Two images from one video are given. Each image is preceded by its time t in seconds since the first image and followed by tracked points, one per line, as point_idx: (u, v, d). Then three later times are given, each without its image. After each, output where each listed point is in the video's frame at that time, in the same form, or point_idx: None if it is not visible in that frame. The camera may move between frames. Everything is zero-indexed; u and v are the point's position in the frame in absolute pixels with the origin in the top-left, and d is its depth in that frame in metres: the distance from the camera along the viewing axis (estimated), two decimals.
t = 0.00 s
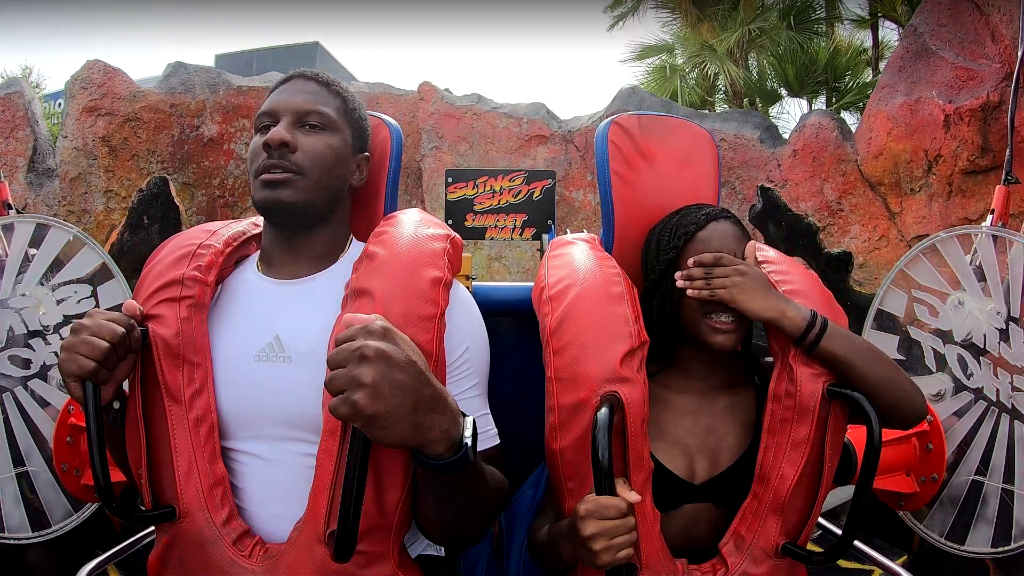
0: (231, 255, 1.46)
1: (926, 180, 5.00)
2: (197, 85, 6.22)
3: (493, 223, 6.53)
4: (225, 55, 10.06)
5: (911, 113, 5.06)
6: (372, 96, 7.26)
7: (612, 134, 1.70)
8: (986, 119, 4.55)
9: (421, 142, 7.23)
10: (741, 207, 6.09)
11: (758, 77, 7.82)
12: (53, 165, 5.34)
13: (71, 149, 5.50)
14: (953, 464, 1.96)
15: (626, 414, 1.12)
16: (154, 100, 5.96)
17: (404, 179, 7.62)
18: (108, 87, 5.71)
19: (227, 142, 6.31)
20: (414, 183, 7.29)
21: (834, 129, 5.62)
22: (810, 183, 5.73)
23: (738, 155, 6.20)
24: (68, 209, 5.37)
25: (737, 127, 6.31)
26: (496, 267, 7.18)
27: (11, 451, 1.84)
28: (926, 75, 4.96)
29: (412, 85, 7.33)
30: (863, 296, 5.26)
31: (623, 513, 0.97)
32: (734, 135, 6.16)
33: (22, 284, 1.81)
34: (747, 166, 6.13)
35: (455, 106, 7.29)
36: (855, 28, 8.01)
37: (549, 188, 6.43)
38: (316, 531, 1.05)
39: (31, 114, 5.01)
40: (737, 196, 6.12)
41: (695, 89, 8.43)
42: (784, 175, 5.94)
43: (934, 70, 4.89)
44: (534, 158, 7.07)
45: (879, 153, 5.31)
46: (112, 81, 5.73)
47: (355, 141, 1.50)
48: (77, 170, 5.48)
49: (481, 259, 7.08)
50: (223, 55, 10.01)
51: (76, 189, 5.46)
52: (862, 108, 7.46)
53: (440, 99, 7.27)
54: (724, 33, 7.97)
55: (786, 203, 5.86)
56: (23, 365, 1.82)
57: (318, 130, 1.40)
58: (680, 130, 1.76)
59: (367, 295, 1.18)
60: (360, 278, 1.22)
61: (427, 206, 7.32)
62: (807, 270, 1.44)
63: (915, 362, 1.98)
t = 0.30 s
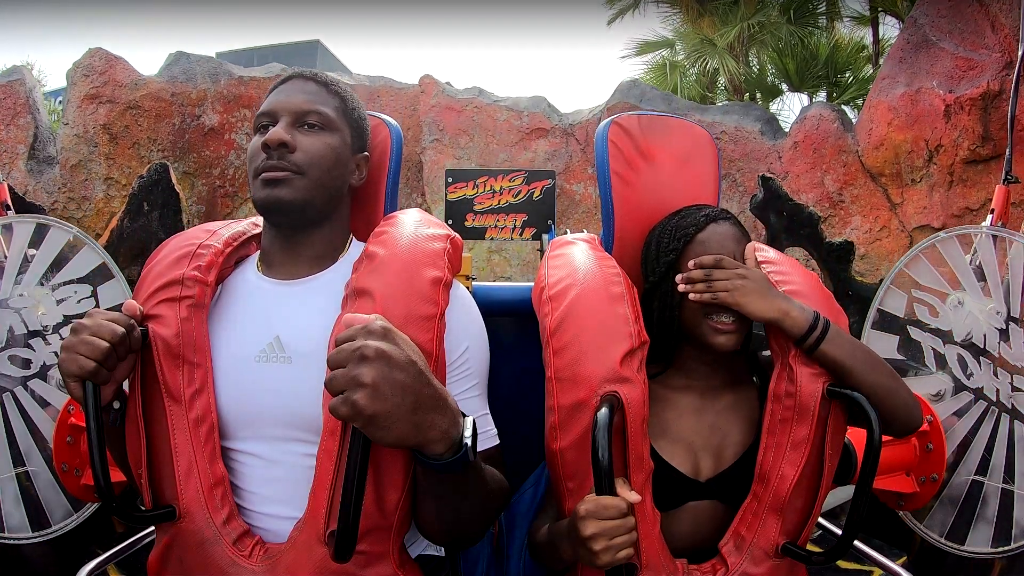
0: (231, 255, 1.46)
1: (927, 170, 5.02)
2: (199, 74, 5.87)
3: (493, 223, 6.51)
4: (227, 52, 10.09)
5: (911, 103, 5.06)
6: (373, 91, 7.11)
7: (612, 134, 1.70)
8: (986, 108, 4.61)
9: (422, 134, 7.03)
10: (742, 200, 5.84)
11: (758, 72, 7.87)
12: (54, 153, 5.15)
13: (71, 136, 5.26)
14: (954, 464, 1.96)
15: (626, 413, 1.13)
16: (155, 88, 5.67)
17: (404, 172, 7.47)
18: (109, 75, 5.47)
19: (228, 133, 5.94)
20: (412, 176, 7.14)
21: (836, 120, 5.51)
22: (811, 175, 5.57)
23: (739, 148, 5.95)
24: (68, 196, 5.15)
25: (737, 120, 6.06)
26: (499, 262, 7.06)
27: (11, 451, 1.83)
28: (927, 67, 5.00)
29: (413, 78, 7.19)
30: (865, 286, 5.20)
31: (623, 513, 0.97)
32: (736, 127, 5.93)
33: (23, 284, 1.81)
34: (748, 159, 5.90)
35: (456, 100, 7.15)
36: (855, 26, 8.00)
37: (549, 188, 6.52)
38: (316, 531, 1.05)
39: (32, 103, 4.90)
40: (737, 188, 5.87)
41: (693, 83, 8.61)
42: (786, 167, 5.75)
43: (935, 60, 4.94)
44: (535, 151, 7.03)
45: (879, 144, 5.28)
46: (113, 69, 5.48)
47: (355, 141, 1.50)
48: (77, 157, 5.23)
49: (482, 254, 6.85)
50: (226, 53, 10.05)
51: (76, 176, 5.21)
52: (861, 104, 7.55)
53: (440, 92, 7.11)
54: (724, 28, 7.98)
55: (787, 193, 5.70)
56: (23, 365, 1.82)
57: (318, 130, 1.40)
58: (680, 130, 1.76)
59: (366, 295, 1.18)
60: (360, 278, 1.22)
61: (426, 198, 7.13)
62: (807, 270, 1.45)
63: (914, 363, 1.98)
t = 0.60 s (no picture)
0: (231, 255, 1.46)
1: (928, 160, 5.16)
2: (201, 64, 6.23)
3: (493, 223, 6.53)
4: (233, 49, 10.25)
5: (912, 94, 5.23)
6: (373, 84, 7.17)
7: (612, 134, 1.70)
8: (986, 97, 4.74)
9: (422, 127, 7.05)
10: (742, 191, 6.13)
11: (758, 67, 8.02)
12: (54, 141, 5.37)
13: (71, 123, 5.54)
14: (953, 464, 1.95)
15: (626, 414, 1.13)
16: (156, 76, 5.96)
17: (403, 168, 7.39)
18: (111, 63, 5.76)
19: (229, 123, 6.32)
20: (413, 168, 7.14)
21: (837, 111, 5.81)
22: (813, 165, 5.89)
23: (740, 139, 6.33)
24: (68, 182, 5.36)
25: (739, 111, 6.46)
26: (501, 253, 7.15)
27: (11, 451, 1.83)
28: (928, 57, 5.19)
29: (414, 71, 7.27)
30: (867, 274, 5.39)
31: (623, 513, 0.97)
32: (737, 119, 6.32)
33: (23, 284, 1.81)
34: (749, 150, 6.26)
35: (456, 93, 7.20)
36: (855, 23, 8.00)
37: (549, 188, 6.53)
38: (316, 531, 1.05)
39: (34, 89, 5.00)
40: (739, 179, 6.20)
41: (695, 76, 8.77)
42: (787, 158, 6.08)
43: (936, 50, 5.13)
44: (536, 142, 7.00)
45: (880, 135, 5.51)
46: (115, 57, 5.77)
47: (354, 141, 1.50)
48: (78, 144, 5.49)
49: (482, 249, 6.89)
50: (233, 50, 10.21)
51: (76, 162, 5.45)
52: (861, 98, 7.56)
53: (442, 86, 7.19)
54: (726, 22, 8.10)
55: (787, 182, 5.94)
56: (23, 365, 1.82)
57: (318, 130, 1.40)
58: (679, 130, 1.76)
59: (366, 295, 1.18)
60: (360, 278, 1.22)
61: (426, 190, 7.18)
62: (807, 271, 1.45)
63: (913, 364, 1.96)
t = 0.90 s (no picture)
0: (231, 255, 1.46)
1: (928, 150, 5.84)
2: (202, 54, 7.11)
3: (493, 223, 6.51)
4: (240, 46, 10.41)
5: (912, 83, 5.89)
6: (375, 77, 8.45)
7: (612, 134, 1.70)
8: (987, 85, 5.35)
9: (424, 120, 8.48)
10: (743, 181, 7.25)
11: (759, 62, 8.12)
12: (55, 129, 6.00)
13: (72, 111, 6.22)
14: (953, 464, 1.95)
15: (626, 414, 1.13)
16: (157, 66, 6.75)
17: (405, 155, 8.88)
18: (112, 51, 6.47)
19: (230, 113, 7.27)
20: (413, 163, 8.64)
21: (837, 102, 6.51)
22: (814, 155, 6.67)
23: (741, 132, 7.40)
24: (68, 169, 6.02)
25: (740, 105, 7.54)
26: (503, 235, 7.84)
27: (11, 451, 1.83)
28: (927, 48, 5.84)
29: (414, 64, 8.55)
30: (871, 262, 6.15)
31: (623, 513, 0.97)
32: (738, 112, 7.37)
33: (23, 284, 1.81)
34: (749, 142, 7.32)
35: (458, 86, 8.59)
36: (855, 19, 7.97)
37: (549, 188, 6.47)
38: (316, 531, 1.05)
39: (35, 77, 5.55)
40: (741, 169, 7.30)
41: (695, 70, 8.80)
42: (788, 149, 6.96)
43: (935, 41, 5.78)
44: (537, 135, 8.47)
45: (882, 124, 6.20)
46: (116, 46, 6.50)
47: (354, 142, 1.50)
48: (78, 131, 6.18)
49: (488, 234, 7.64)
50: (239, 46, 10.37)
51: (78, 149, 6.15)
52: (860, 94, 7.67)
53: (443, 80, 8.57)
54: (726, 16, 8.24)
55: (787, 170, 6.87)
56: (23, 365, 1.82)
57: (318, 131, 1.40)
58: (679, 130, 1.76)
59: (366, 295, 1.18)
60: (360, 278, 1.22)
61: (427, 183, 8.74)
62: (808, 271, 1.45)
63: (915, 362, 1.97)
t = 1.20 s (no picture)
0: (231, 255, 1.46)
1: (930, 140, 6.35)
2: (204, 43, 7.70)
3: (494, 223, 6.31)
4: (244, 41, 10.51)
5: (913, 73, 6.41)
6: (377, 68, 9.09)
7: (612, 134, 1.71)
8: (987, 74, 5.86)
9: (425, 111, 9.04)
10: (744, 174, 7.49)
11: (760, 57, 8.22)
12: (56, 116, 6.68)
13: (75, 96, 6.86)
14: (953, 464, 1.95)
15: (626, 414, 1.13)
16: (159, 54, 7.35)
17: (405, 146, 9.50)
18: (114, 38, 7.08)
19: (232, 103, 7.82)
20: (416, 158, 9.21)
21: (838, 94, 6.98)
22: (816, 147, 7.08)
23: (742, 124, 7.69)
24: (69, 156, 6.66)
25: (741, 97, 7.83)
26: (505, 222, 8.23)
27: (11, 450, 1.82)
28: (928, 38, 6.36)
29: (416, 57, 9.04)
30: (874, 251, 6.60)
31: (623, 513, 0.97)
32: (739, 105, 7.68)
33: (23, 283, 1.81)
34: (750, 134, 7.62)
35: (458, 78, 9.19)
36: (856, 16, 8.03)
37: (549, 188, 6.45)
38: (316, 531, 1.05)
39: (36, 63, 6.23)
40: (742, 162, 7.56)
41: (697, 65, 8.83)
42: (789, 141, 7.33)
43: (936, 32, 6.29)
44: (538, 127, 8.95)
45: (882, 115, 6.66)
46: (118, 33, 7.09)
47: (355, 142, 1.50)
48: (80, 118, 6.83)
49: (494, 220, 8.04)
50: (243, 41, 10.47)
51: (80, 134, 6.80)
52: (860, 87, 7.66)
53: (444, 71, 9.14)
54: (727, 9, 8.35)
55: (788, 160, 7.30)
56: (23, 365, 1.82)
57: (318, 132, 1.40)
58: (679, 130, 1.76)
59: (366, 295, 1.18)
60: (360, 278, 1.22)
61: (428, 176, 9.17)
62: (808, 272, 1.46)
63: (914, 362, 1.98)
